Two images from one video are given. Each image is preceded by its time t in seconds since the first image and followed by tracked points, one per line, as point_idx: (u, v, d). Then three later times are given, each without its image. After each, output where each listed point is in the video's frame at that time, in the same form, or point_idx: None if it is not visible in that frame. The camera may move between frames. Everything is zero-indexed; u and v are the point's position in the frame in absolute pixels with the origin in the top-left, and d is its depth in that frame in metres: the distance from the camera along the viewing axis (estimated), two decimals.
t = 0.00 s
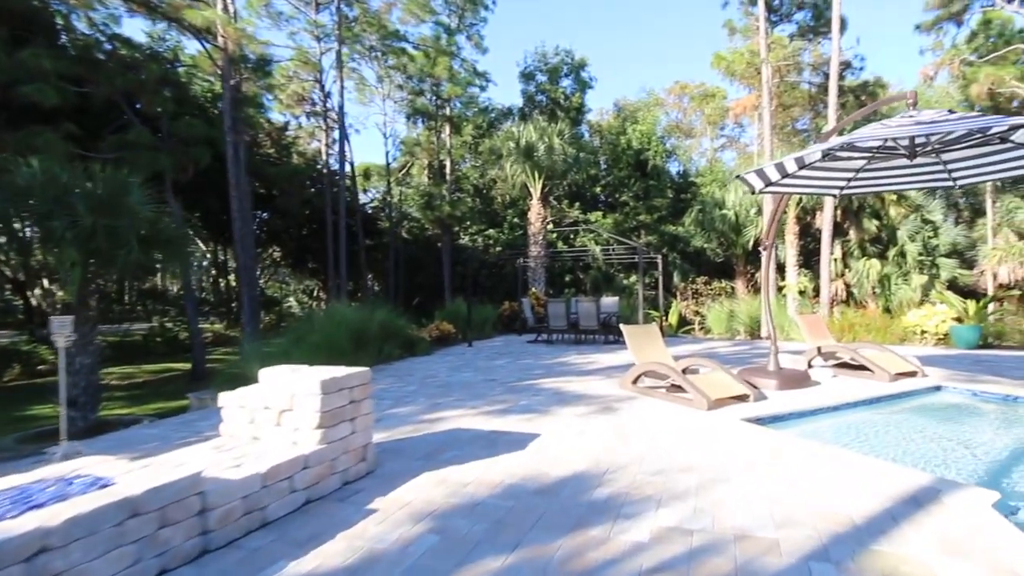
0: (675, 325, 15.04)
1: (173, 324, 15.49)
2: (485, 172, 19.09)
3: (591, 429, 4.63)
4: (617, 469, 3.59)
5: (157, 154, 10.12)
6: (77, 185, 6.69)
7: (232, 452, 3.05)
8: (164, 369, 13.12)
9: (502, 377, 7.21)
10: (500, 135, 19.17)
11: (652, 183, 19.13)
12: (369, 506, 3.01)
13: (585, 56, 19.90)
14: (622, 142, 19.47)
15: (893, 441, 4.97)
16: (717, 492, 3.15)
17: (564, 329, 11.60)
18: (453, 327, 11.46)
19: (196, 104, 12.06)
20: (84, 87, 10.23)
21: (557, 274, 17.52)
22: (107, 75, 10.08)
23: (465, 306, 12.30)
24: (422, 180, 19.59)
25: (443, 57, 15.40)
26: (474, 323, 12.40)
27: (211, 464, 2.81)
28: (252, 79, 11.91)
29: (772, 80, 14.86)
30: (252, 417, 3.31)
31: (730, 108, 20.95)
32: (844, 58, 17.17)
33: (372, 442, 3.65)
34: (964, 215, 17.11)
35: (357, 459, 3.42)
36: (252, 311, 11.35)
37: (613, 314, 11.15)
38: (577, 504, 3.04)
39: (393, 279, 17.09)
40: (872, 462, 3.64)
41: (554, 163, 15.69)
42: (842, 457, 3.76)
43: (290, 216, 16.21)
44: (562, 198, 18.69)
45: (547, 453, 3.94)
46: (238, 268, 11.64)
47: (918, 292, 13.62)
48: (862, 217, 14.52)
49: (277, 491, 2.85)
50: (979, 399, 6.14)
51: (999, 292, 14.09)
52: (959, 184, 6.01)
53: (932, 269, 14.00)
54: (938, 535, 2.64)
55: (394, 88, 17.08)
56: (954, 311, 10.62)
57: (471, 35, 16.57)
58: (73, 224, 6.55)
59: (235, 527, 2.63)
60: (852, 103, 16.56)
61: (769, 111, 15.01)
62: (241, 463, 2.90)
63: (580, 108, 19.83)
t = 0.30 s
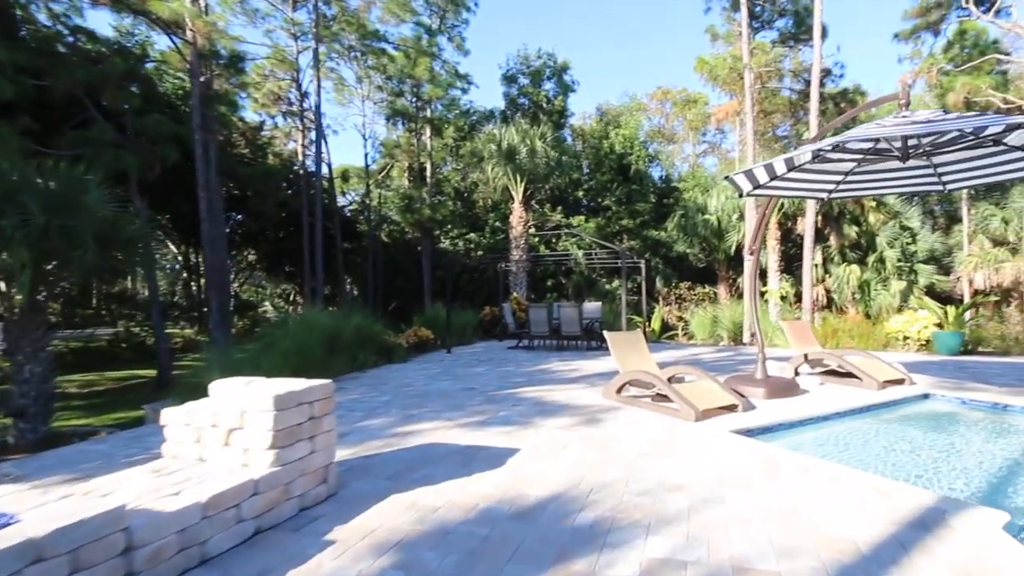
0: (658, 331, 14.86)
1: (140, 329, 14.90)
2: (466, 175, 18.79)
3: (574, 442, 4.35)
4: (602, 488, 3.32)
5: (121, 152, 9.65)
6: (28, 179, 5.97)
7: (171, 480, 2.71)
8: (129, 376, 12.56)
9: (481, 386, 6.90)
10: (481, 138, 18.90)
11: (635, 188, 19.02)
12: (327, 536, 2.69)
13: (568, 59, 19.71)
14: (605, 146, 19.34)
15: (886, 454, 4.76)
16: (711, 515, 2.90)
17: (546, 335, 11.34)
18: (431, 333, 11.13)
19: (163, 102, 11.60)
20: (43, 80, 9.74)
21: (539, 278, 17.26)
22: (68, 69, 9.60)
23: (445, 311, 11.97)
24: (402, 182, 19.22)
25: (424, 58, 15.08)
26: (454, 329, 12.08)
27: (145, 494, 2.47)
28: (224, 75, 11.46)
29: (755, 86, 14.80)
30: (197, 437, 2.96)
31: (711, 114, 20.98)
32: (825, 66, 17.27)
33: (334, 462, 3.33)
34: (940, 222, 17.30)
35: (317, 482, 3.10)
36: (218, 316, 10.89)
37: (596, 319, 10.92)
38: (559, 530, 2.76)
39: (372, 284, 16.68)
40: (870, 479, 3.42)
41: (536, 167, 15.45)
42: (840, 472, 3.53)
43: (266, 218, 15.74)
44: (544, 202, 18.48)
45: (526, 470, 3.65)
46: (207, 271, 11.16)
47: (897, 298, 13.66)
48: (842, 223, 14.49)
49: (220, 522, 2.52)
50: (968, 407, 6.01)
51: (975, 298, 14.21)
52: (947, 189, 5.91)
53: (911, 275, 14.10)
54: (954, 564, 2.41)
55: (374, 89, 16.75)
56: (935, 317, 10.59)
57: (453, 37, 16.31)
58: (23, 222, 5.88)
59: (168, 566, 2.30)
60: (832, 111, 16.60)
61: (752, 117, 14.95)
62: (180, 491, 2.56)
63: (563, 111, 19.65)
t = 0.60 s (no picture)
0: (642, 338, 14.68)
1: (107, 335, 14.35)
2: (448, 179, 18.51)
3: (557, 460, 4.09)
4: (588, 514, 3.05)
5: (84, 151, 9.19)
6: None
7: (102, 515, 2.37)
8: (94, 386, 11.98)
9: (460, 397, 6.59)
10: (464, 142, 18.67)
11: (619, 193, 18.90)
12: None
13: (551, 64, 19.60)
14: (589, 151, 19.24)
15: (882, 470, 4.54)
16: (707, 546, 2.65)
17: (528, 343, 11.07)
18: (410, 340, 10.79)
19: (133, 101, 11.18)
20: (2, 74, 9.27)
21: (522, 284, 17.02)
22: (30, 64, 9.15)
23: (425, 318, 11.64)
24: (383, 186, 18.89)
25: (406, 60, 14.84)
26: (434, 336, 11.77)
27: (65, 536, 2.13)
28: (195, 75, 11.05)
29: (738, 92, 14.77)
30: (135, 466, 2.62)
31: (694, 121, 21.02)
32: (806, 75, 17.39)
33: (294, 489, 3.01)
34: (918, 229, 17.45)
35: (273, 512, 2.78)
36: (185, 321, 10.48)
37: (580, 326, 10.69)
38: (542, 566, 2.48)
39: (351, 289, 16.26)
40: (872, 500, 3.21)
41: (519, 171, 15.25)
42: (839, 492, 3.32)
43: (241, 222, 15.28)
44: (527, 207, 18.28)
45: (505, 492, 3.37)
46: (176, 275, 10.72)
47: (878, 304, 13.70)
48: (824, 230, 14.38)
49: (155, 565, 2.20)
50: (958, 418, 5.89)
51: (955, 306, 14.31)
52: (938, 195, 5.81)
53: (891, 282, 14.15)
54: None
55: (355, 91, 16.44)
56: (918, 324, 10.56)
57: (435, 39, 16.07)
58: None
59: None
60: (814, 119, 16.63)
61: (735, 123, 14.93)
62: (109, 529, 2.23)
63: (546, 116, 19.53)
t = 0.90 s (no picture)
0: (631, 343, 14.47)
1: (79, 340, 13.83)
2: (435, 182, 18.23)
3: (545, 475, 3.83)
4: (578, 537, 2.78)
5: (51, 150, 8.76)
6: None
7: (22, 549, 2.06)
8: (65, 393, 11.50)
9: (444, 406, 6.30)
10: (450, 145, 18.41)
11: (607, 198, 18.73)
12: None
13: (538, 67, 19.46)
14: (577, 155, 19.06)
15: (886, 484, 4.32)
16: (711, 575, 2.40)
17: (515, 348, 10.80)
18: (394, 346, 10.46)
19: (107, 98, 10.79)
20: None
21: (509, 288, 16.76)
22: None
23: (409, 322, 11.34)
24: (368, 189, 18.56)
25: (391, 60, 14.60)
26: (418, 342, 11.46)
27: None
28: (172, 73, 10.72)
29: (727, 96, 14.66)
30: (66, 492, 2.31)
31: (682, 126, 20.96)
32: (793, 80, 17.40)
33: (251, 514, 2.72)
34: (904, 234, 17.48)
35: (225, 541, 2.48)
36: (160, 326, 10.08)
37: (568, 332, 10.43)
38: None
39: (335, 294, 15.88)
40: (884, 520, 2.99)
41: (507, 174, 15.02)
42: (848, 512, 3.10)
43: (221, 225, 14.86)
44: (515, 211, 18.07)
45: (488, 513, 3.10)
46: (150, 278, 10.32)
47: (866, 309, 13.67)
48: (812, 234, 14.26)
49: None
50: (958, 426, 5.73)
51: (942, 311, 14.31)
52: (935, 197, 5.68)
53: (879, 286, 14.10)
54: None
55: (340, 92, 16.15)
56: (908, 329, 10.47)
57: (423, 41, 15.79)
58: None
59: None
60: (802, 124, 16.61)
61: (724, 126, 14.83)
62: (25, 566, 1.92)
63: (534, 119, 19.36)
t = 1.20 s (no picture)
0: (620, 349, 14.25)
1: (51, 345, 13.34)
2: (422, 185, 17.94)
3: (532, 492, 3.58)
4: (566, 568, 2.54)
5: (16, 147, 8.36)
6: None
7: None
8: (35, 400, 11.04)
9: (427, 416, 6.02)
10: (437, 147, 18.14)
11: (596, 201, 18.53)
12: None
13: (527, 69, 19.24)
14: (565, 158, 18.87)
15: (892, 499, 4.10)
16: None
17: (502, 354, 10.52)
18: (377, 352, 10.14)
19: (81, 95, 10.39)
20: None
21: (497, 292, 16.51)
22: None
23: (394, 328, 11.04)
24: (353, 192, 18.20)
25: (377, 61, 14.31)
26: (403, 348, 11.14)
27: None
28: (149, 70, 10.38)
29: (717, 99, 14.54)
30: None
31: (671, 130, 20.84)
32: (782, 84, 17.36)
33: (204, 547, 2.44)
34: (891, 239, 17.50)
35: None
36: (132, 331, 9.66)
37: (556, 338, 10.17)
38: None
39: (318, 298, 15.49)
40: (897, 544, 2.77)
41: (495, 177, 14.78)
42: (856, 534, 2.88)
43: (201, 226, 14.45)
44: (502, 215, 17.84)
45: (469, 539, 2.84)
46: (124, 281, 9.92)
47: (855, 314, 13.59)
48: (801, 239, 14.24)
49: None
50: (956, 434, 5.58)
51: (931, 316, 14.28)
52: (934, 200, 5.53)
53: (867, 291, 14.04)
54: None
55: (324, 93, 15.82)
56: (900, 335, 10.36)
57: (409, 42, 15.55)
58: None
59: None
60: (790, 128, 16.58)
61: (714, 130, 14.71)
62: None
63: (522, 122, 19.15)
